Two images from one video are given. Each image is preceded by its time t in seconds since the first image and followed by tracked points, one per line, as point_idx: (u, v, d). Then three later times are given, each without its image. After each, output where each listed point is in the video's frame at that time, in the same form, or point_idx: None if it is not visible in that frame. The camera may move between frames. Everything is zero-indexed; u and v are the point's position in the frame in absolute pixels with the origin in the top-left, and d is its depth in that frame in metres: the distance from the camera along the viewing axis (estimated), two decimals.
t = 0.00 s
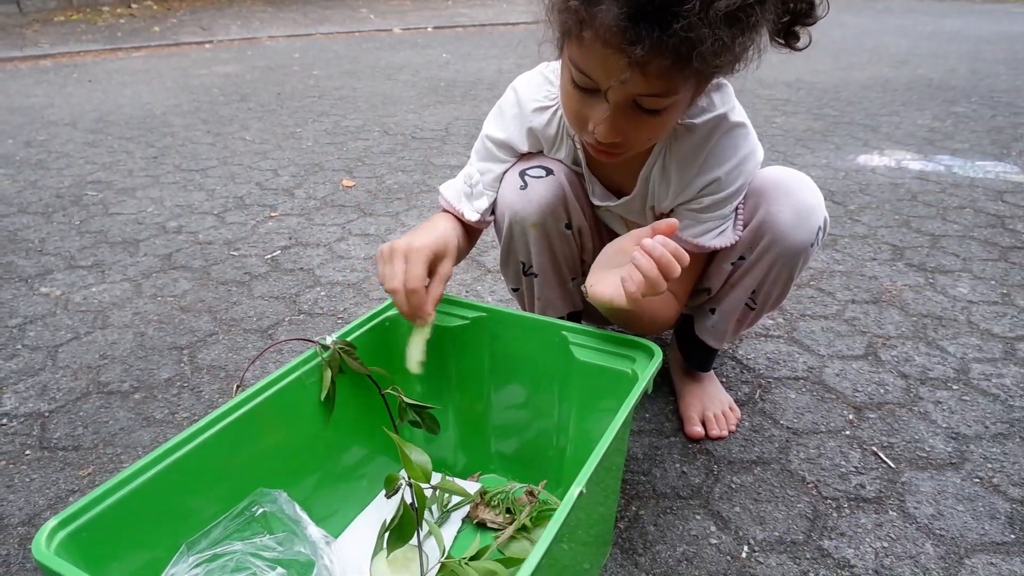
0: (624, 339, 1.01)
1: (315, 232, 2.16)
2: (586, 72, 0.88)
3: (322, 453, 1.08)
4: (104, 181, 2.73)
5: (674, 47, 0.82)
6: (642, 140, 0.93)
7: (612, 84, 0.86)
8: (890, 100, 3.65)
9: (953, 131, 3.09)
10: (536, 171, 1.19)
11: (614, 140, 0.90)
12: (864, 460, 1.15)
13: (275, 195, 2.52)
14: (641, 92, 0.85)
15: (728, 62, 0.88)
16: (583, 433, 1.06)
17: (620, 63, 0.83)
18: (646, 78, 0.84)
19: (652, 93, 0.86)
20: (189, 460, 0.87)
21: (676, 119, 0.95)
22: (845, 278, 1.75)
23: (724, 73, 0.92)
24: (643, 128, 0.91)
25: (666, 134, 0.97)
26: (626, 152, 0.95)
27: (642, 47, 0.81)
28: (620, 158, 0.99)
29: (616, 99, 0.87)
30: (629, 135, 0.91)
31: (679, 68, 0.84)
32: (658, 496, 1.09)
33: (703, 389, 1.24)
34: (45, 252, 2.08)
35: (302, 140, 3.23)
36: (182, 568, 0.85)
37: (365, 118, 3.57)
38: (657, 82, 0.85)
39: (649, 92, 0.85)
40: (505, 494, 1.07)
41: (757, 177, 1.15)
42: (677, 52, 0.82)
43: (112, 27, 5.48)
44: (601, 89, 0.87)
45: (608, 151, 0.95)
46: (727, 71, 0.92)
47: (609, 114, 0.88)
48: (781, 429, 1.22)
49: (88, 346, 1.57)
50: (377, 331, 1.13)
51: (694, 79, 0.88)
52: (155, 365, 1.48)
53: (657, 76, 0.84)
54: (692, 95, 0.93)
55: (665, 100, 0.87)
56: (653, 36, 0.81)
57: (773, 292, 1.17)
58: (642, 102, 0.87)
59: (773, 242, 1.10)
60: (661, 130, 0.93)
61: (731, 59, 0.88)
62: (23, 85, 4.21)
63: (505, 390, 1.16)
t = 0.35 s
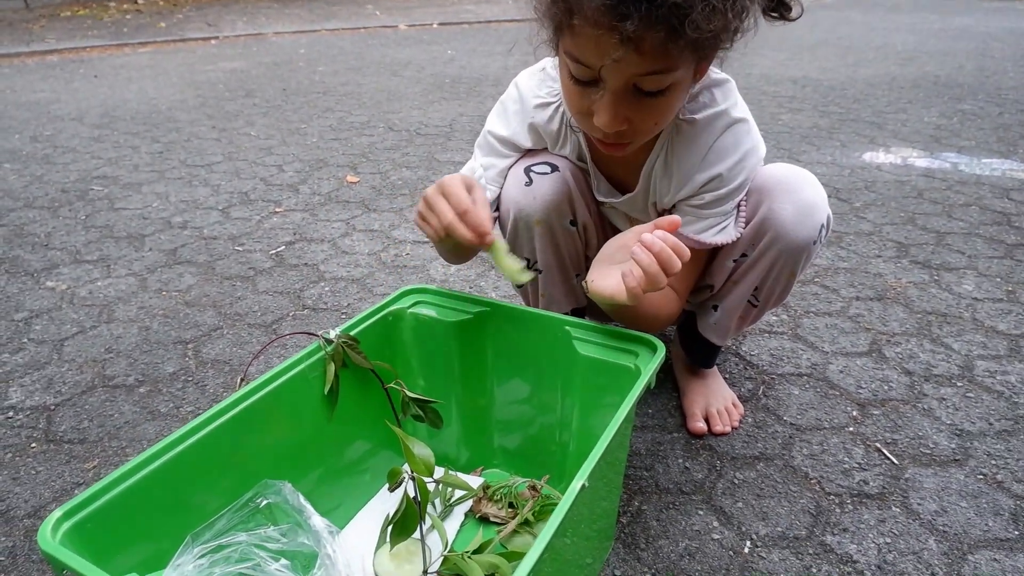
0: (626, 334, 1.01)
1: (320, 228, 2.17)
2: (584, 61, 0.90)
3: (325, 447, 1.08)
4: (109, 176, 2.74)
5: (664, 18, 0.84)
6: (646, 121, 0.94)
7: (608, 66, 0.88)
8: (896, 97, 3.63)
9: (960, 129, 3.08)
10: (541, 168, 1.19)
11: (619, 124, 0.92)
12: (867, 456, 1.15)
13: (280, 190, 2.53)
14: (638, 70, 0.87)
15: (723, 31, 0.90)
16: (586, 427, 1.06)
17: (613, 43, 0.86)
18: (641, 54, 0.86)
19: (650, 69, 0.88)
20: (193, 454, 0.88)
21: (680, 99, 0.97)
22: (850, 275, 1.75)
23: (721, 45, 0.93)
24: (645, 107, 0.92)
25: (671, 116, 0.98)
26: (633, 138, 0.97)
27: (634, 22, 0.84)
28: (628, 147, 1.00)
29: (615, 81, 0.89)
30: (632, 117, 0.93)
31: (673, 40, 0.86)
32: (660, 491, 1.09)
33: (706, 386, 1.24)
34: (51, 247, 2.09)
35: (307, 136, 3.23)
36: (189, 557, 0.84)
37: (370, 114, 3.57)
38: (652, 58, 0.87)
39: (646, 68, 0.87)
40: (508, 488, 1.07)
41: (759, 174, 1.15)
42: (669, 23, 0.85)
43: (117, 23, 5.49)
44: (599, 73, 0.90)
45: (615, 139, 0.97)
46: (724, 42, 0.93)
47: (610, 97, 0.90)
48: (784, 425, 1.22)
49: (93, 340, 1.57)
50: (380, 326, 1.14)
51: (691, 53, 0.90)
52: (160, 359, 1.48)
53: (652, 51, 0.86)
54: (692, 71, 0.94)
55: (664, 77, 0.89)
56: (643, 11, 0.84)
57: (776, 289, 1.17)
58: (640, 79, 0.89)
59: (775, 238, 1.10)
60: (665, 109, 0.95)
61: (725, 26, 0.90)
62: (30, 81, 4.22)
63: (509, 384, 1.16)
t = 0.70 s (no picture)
0: (628, 330, 1.02)
1: (322, 225, 2.17)
2: (572, 53, 0.93)
3: (328, 442, 1.09)
4: (112, 174, 2.74)
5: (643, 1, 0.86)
6: (641, 107, 0.96)
7: (596, 55, 0.90)
8: (898, 93, 3.63)
9: (962, 125, 3.07)
10: (545, 160, 1.20)
11: (613, 112, 0.94)
12: (869, 452, 1.15)
13: (282, 188, 2.53)
14: (625, 53, 0.89)
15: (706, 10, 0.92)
16: (588, 423, 1.06)
17: (597, 33, 0.88)
18: (626, 40, 0.88)
19: (636, 52, 0.89)
20: (196, 449, 0.88)
21: (675, 83, 0.98)
22: (852, 271, 1.75)
23: (709, 24, 0.95)
24: (638, 92, 0.94)
25: (668, 101, 0.99)
26: (633, 125, 0.98)
27: (612, 7, 0.86)
28: (630, 136, 1.01)
29: (604, 70, 0.91)
30: (626, 104, 0.94)
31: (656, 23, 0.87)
32: (663, 486, 1.09)
33: (709, 381, 1.25)
34: (54, 244, 2.09)
35: (309, 133, 3.23)
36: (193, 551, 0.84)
37: (371, 111, 3.57)
38: (637, 43, 0.89)
39: (632, 54, 0.89)
40: (510, 484, 1.07)
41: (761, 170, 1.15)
42: (648, 6, 0.86)
43: (119, 21, 5.49)
44: (588, 64, 0.92)
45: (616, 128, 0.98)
46: (712, 20, 0.94)
47: (602, 85, 0.93)
48: (786, 420, 1.22)
49: (97, 337, 1.58)
50: (383, 322, 1.14)
51: (677, 34, 0.91)
52: (163, 356, 1.49)
53: (635, 33, 0.88)
54: (684, 54, 0.96)
55: (652, 60, 0.91)
56: None
57: (777, 284, 1.17)
58: (629, 63, 0.90)
59: (776, 232, 1.10)
60: (659, 92, 0.96)
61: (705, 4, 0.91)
62: (32, 79, 4.22)
63: (511, 380, 1.17)
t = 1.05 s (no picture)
0: (629, 327, 1.02)
1: (323, 224, 2.17)
2: (576, 37, 0.93)
3: (330, 439, 1.09)
4: (113, 173, 2.74)
5: None
6: (644, 93, 0.96)
7: (599, 39, 0.91)
8: (898, 92, 3.63)
9: (962, 123, 3.07)
10: (549, 158, 1.20)
11: (615, 96, 0.94)
12: (870, 449, 1.16)
13: (283, 186, 2.53)
14: (628, 37, 0.90)
15: None
16: (590, 420, 1.07)
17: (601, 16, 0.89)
18: (630, 23, 0.88)
19: (638, 37, 0.90)
20: (197, 447, 0.88)
21: (678, 70, 0.98)
22: (853, 270, 1.75)
23: (712, 13, 0.95)
24: (641, 77, 0.95)
25: (671, 88, 0.99)
26: (635, 111, 0.99)
27: None
28: (632, 124, 1.02)
29: (608, 53, 0.92)
30: (629, 88, 0.95)
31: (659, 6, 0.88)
32: (664, 484, 1.09)
33: (710, 378, 1.25)
34: (56, 243, 2.09)
35: (310, 132, 3.23)
36: (198, 546, 0.85)
37: (372, 110, 3.57)
38: (641, 26, 0.89)
39: (635, 38, 0.90)
40: (511, 481, 1.08)
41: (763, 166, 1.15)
42: None
43: (119, 20, 5.49)
44: (592, 48, 0.93)
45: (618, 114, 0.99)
46: (714, 7, 0.95)
47: (605, 70, 0.93)
48: (787, 418, 1.23)
49: (99, 335, 1.58)
50: (385, 320, 1.14)
51: (680, 19, 0.92)
52: (165, 354, 1.49)
53: (638, 17, 0.88)
54: (686, 40, 0.96)
55: (654, 45, 0.91)
56: None
57: (779, 280, 1.17)
58: (631, 47, 0.91)
59: (778, 228, 1.10)
60: (661, 79, 0.96)
61: None
62: (33, 78, 4.22)
63: (513, 378, 1.17)
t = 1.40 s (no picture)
0: (632, 327, 1.02)
1: (325, 224, 2.17)
2: (599, 43, 0.93)
3: (334, 438, 1.09)
4: (114, 172, 2.74)
5: None
6: (662, 95, 0.97)
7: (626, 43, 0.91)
8: (898, 92, 3.63)
9: (962, 123, 3.08)
10: (551, 159, 1.20)
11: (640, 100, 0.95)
12: (872, 449, 1.16)
13: (285, 187, 2.53)
14: (656, 42, 0.90)
15: None
16: (594, 420, 1.07)
17: (630, 20, 0.89)
18: (658, 27, 0.89)
19: (665, 41, 0.91)
20: (203, 446, 0.88)
21: (689, 72, 1.00)
22: (854, 270, 1.76)
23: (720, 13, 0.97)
24: (660, 80, 0.95)
25: (682, 89, 1.01)
26: (650, 114, 1.00)
27: None
28: (643, 125, 1.03)
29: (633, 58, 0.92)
30: (649, 92, 0.95)
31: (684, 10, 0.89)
32: (667, 484, 1.10)
33: (712, 378, 1.25)
34: (58, 242, 2.10)
35: (311, 132, 3.23)
36: (208, 544, 0.85)
37: (373, 110, 3.57)
38: (667, 30, 0.90)
39: (661, 42, 0.90)
40: (515, 481, 1.08)
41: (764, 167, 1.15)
42: None
43: (120, 19, 5.49)
44: (616, 53, 0.92)
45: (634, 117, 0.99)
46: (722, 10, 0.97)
47: (630, 73, 0.93)
48: (789, 418, 1.23)
49: (102, 334, 1.58)
50: (389, 320, 1.15)
51: (699, 22, 0.93)
52: (167, 354, 1.49)
53: (667, 21, 0.89)
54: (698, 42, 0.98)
55: (677, 48, 0.92)
56: None
57: (780, 281, 1.17)
58: (656, 51, 0.91)
59: (778, 228, 1.11)
60: (678, 81, 0.97)
61: None
62: (34, 77, 4.22)
63: (516, 378, 1.17)
